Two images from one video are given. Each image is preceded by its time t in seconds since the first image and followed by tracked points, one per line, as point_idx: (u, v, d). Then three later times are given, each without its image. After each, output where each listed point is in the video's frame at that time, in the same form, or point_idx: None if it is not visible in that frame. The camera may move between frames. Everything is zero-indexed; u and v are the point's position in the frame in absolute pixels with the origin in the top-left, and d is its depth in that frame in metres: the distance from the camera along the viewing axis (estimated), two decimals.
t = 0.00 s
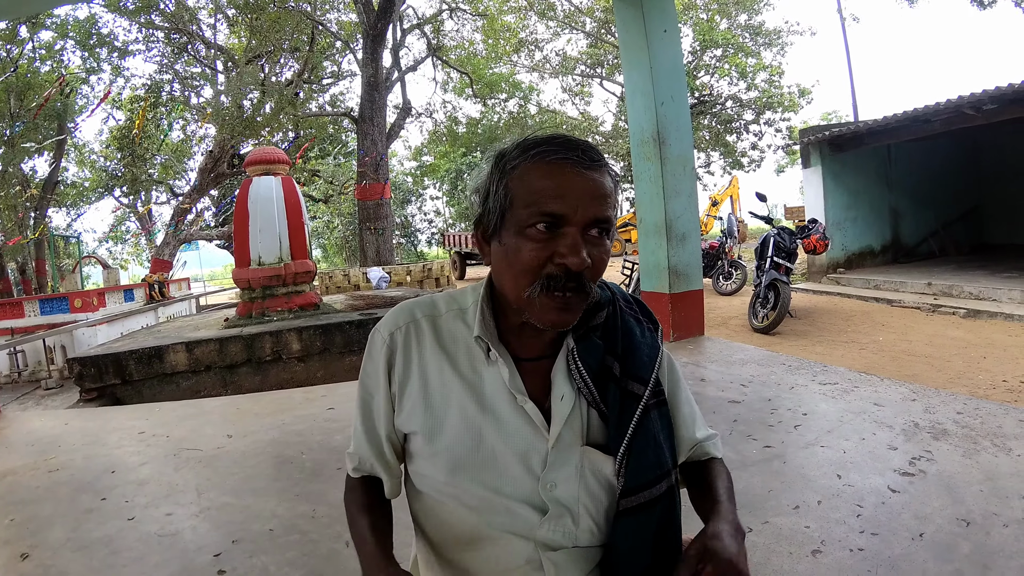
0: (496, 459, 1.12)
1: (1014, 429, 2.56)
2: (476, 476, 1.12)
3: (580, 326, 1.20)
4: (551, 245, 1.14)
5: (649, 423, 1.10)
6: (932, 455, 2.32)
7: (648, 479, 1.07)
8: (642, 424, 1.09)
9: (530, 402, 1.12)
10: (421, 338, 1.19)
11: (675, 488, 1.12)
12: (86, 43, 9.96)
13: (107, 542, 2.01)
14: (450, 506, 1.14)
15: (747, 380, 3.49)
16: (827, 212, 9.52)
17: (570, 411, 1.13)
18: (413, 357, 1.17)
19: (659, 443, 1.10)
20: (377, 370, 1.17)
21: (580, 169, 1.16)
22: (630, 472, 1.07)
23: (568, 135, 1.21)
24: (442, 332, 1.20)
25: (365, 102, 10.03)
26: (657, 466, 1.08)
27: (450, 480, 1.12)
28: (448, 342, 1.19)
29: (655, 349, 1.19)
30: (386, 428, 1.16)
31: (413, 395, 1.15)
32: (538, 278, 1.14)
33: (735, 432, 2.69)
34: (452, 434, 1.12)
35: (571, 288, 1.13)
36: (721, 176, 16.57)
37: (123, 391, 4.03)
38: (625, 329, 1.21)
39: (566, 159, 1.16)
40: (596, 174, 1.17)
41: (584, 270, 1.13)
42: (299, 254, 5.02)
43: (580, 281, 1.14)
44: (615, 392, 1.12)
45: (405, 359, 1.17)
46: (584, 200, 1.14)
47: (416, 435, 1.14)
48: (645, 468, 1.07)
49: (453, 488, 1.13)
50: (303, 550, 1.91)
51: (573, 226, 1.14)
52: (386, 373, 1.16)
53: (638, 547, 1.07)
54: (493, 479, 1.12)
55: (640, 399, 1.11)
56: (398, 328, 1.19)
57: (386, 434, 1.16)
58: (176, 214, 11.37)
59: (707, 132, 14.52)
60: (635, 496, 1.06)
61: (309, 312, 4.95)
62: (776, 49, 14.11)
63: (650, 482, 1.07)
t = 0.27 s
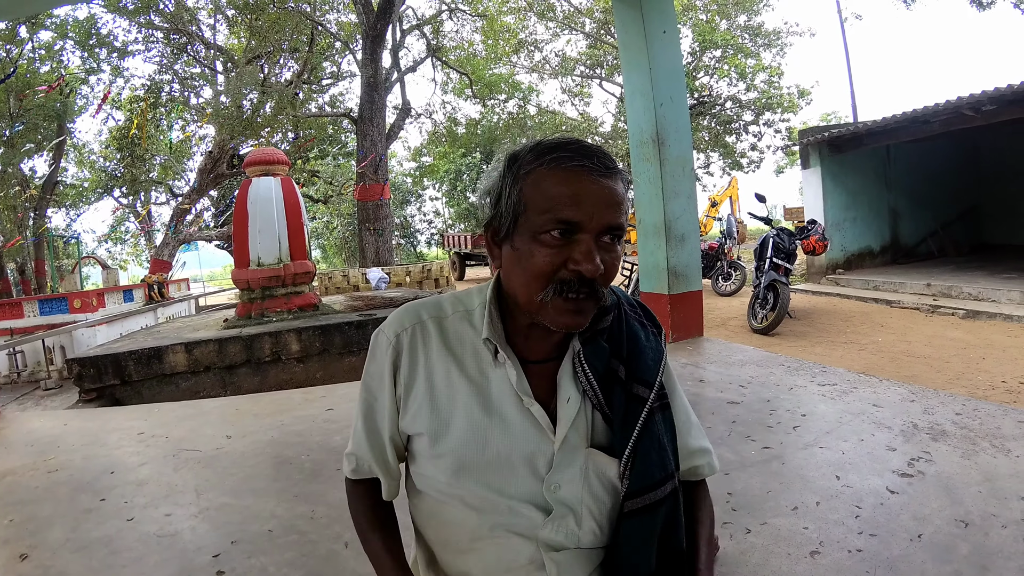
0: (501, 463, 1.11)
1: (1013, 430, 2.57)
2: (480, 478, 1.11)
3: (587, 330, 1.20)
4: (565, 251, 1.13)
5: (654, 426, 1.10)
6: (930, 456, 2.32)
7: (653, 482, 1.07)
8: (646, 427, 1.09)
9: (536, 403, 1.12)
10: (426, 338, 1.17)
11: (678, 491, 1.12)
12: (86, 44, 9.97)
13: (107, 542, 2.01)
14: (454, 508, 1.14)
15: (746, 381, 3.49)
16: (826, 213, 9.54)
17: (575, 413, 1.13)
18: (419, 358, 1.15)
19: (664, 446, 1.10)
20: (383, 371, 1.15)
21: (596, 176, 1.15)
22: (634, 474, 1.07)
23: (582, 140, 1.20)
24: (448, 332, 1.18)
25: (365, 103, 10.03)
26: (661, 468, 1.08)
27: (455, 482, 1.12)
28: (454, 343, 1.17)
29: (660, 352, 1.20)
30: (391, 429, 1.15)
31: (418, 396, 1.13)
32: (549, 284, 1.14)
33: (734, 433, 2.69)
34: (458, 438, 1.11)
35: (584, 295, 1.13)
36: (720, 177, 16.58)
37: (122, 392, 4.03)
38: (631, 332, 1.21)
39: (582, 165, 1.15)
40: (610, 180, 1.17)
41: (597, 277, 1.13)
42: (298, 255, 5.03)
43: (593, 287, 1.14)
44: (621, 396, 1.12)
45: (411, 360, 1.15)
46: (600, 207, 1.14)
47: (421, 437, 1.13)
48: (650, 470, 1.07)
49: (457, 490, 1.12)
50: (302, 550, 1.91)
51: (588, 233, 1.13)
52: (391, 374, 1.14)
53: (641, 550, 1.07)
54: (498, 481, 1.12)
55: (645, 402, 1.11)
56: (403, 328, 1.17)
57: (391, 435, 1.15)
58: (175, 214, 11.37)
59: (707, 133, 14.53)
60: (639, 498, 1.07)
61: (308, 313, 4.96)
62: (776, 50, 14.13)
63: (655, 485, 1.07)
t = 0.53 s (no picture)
0: (501, 460, 1.10)
1: (1009, 428, 2.57)
2: (478, 475, 1.11)
3: (587, 329, 1.20)
4: (548, 242, 1.12)
5: (654, 424, 1.10)
6: (926, 454, 2.33)
7: (650, 481, 1.08)
8: (646, 425, 1.10)
9: (537, 401, 1.12)
10: (428, 334, 1.16)
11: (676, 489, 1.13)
12: (83, 43, 9.95)
13: (104, 542, 2.00)
14: (452, 505, 1.13)
15: (743, 380, 3.50)
16: (823, 212, 9.56)
17: (575, 411, 1.12)
18: (421, 353, 1.14)
19: (663, 445, 1.11)
20: (384, 365, 1.14)
21: (579, 168, 1.15)
22: (632, 473, 1.08)
23: (570, 137, 1.21)
24: (449, 328, 1.18)
25: (362, 102, 10.03)
26: (660, 466, 1.09)
27: (453, 479, 1.11)
28: (456, 338, 1.17)
29: (659, 352, 1.20)
30: (393, 424, 1.14)
31: (420, 391, 1.13)
32: (535, 278, 1.13)
33: (731, 432, 2.69)
34: (459, 434, 1.10)
35: (570, 285, 1.12)
36: (717, 176, 16.59)
37: (120, 392, 4.02)
38: (631, 332, 1.21)
39: (566, 159, 1.15)
40: (594, 171, 1.16)
41: (581, 267, 1.11)
42: (295, 255, 5.02)
43: (577, 278, 1.12)
44: (621, 395, 1.12)
45: (412, 355, 1.14)
46: (583, 199, 1.13)
47: (420, 433, 1.13)
48: (647, 469, 1.08)
49: (456, 487, 1.11)
50: (299, 550, 1.90)
51: (571, 224, 1.13)
52: (393, 369, 1.13)
53: (638, 548, 1.07)
54: (497, 478, 1.11)
55: (645, 400, 1.11)
56: (405, 322, 1.16)
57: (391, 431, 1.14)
58: (172, 214, 11.36)
59: (704, 133, 14.54)
60: (637, 496, 1.07)
61: (305, 313, 4.95)
62: (773, 49, 14.15)
63: (653, 483, 1.08)
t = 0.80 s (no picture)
0: (504, 455, 1.10)
1: (1008, 427, 2.57)
2: (480, 470, 1.09)
3: (584, 322, 1.19)
4: (515, 224, 1.14)
5: (652, 417, 1.11)
6: (925, 453, 2.33)
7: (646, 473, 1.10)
8: (643, 419, 1.11)
9: (536, 395, 1.12)
10: (433, 328, 1.16)
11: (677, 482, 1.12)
12: (82, 43, 9.95)
13: (104, 542, 2.00)
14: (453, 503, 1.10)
15: (743, 379, 3.50)
16: (822, 212, 9.56)
17: (573, 407, 1.12)
18: (425, 348, 1.14)
19: (662, 439, 1.11)
20: (389, 355, 1.12)
21: (542, 150, 1.17)
22: (630, 466, 1.10)
23: (538, 128, 1.24)
24: (453, 324, 1.17)
25: (361, 102, 10.03)
26: (656, 460, 1.10)
27: (456, 474, 1.09)
28: (459, 334, 1.16)
29: (657, 345, 1.20)
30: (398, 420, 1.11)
31: (424, 385, 1.12)
32: (506, 259, 1.14)
33: (732, 431, 2.69)
34: (463, 426, 1.09)
35: (537, 262, 1.11)
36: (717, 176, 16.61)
37: (119, 392, 4.02)
38: (628, 325, 1.21)
39: (527, 145, 1.19)
40: (558, 151, 1.17)
41: (547, 242, 1.11)
42: (294, 254, 5.01)
43: (547, 255, 1.11)
44: (618, 389, 1.13)
45: (416, 348, 1.14)
46: (544, 176, 1.14)
47: (423, 429, 1.11)
48: (644, 461, 1.10)
49: (458, 482, 1.09)
50: (299, 549, 1.90)
51: (535, 202, 1.14)
52: (399, 360, 1.12)
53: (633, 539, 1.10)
54: (499, 473, 1.10)
55: (642, 393, 1.11)
56: (409, 317, 1.16)
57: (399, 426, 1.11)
58: (171, 214, 11.36)
59: (703, 132, 14.54)
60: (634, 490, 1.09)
61: (305, 312, 4.95)
62: (772, 49, 14.14)
63: (650, 476, 1.10)
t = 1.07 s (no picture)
0: (506, 452, 1.10)
1: (1010, 429, 2.57)
2: (480, 467, 1.09)
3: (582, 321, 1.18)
4: (502, 225, 1.14)
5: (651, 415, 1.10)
6: (927, 455, 2.32)
7: (644, 472, 1.09)
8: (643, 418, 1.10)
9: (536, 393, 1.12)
10: (437, 324, 1.17)
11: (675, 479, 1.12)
12: (84, 43, 9.96)
13: (105, 543, 2.00)
14: (453, 500, 1.10)
15: (745, 380, 3.50)
16: (824, 212, 9.55)
17: (573, 406, 1.12)
18: (430, 344, 1.14)
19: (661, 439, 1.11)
20: (391, 348, 1.12)
21: (524, 149, 1.18)
22: (629, 464, 1.09)
23: (521, 131, 1.26)
24: (456, 322, 1.18)
25: (363, 102, 10.03)
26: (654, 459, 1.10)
27: (458, 471, 1.09)
28: (462, 332, 1.17)
29: (654, 344, 1.20)
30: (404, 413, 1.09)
31: (428, 380, 1.13)
32: (495, 259, 1.13)
33: (733, 433, 2.69)
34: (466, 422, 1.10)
35: (526, 259, 1.11)
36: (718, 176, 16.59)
37: (121, 392, 4.03)
38: (627, 324, 1.21)
39: (509, 146, 1.19)
40: (540, 149, 1.18)
41: (534, 240, 1.11)
42: (296, 255, 5.02)
43: (534, 252, 1.11)
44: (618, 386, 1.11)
45: (419, 342, 1.14)
46: (527, 173, 1.14)
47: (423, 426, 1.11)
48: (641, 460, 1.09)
49: (460, 479, 1.09)
50: (301, 550, 1.91)
51: (520, 200, 1.14)
52: (401, 355, 1.11)
53: (636, 538, 1.09)
54: (501, 470, 1.10)
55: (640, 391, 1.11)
56: (413, 312, 1.16)
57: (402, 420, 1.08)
58: (173, 214, 11.37)
59: (705, 133, 14.52)
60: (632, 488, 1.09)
61: (306, 313, 4.95)
62: (774, 49, 14.13)
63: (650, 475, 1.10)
